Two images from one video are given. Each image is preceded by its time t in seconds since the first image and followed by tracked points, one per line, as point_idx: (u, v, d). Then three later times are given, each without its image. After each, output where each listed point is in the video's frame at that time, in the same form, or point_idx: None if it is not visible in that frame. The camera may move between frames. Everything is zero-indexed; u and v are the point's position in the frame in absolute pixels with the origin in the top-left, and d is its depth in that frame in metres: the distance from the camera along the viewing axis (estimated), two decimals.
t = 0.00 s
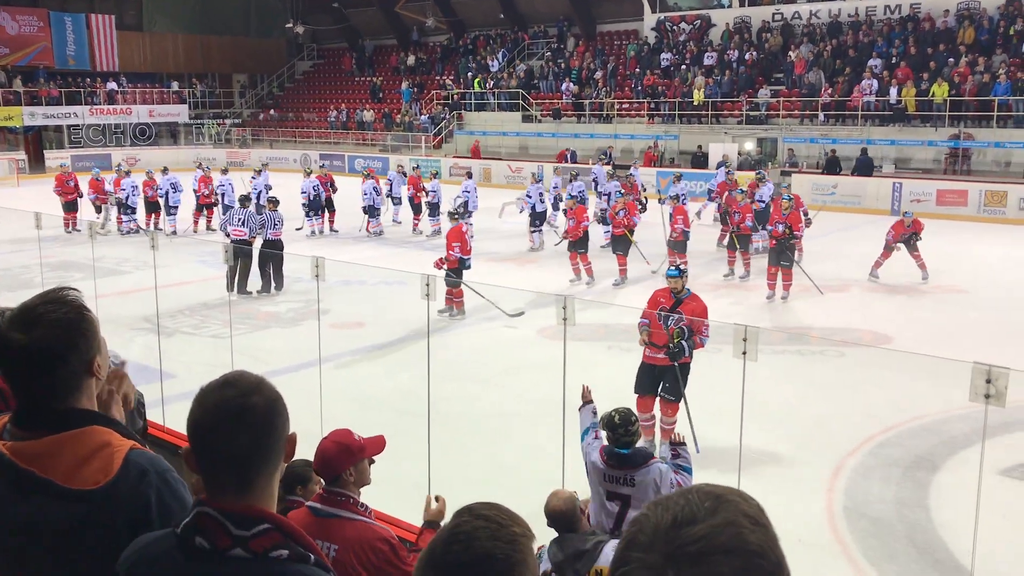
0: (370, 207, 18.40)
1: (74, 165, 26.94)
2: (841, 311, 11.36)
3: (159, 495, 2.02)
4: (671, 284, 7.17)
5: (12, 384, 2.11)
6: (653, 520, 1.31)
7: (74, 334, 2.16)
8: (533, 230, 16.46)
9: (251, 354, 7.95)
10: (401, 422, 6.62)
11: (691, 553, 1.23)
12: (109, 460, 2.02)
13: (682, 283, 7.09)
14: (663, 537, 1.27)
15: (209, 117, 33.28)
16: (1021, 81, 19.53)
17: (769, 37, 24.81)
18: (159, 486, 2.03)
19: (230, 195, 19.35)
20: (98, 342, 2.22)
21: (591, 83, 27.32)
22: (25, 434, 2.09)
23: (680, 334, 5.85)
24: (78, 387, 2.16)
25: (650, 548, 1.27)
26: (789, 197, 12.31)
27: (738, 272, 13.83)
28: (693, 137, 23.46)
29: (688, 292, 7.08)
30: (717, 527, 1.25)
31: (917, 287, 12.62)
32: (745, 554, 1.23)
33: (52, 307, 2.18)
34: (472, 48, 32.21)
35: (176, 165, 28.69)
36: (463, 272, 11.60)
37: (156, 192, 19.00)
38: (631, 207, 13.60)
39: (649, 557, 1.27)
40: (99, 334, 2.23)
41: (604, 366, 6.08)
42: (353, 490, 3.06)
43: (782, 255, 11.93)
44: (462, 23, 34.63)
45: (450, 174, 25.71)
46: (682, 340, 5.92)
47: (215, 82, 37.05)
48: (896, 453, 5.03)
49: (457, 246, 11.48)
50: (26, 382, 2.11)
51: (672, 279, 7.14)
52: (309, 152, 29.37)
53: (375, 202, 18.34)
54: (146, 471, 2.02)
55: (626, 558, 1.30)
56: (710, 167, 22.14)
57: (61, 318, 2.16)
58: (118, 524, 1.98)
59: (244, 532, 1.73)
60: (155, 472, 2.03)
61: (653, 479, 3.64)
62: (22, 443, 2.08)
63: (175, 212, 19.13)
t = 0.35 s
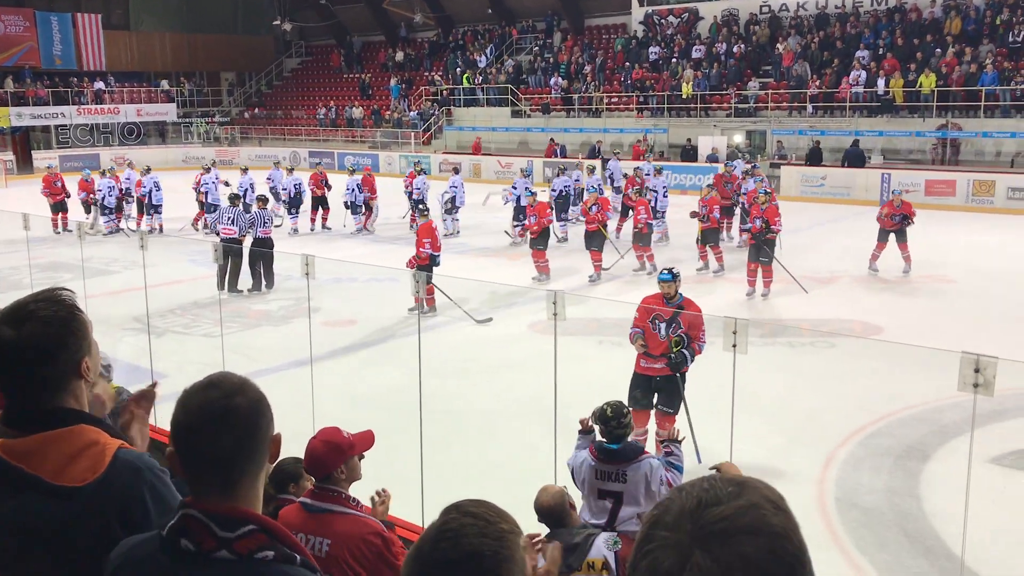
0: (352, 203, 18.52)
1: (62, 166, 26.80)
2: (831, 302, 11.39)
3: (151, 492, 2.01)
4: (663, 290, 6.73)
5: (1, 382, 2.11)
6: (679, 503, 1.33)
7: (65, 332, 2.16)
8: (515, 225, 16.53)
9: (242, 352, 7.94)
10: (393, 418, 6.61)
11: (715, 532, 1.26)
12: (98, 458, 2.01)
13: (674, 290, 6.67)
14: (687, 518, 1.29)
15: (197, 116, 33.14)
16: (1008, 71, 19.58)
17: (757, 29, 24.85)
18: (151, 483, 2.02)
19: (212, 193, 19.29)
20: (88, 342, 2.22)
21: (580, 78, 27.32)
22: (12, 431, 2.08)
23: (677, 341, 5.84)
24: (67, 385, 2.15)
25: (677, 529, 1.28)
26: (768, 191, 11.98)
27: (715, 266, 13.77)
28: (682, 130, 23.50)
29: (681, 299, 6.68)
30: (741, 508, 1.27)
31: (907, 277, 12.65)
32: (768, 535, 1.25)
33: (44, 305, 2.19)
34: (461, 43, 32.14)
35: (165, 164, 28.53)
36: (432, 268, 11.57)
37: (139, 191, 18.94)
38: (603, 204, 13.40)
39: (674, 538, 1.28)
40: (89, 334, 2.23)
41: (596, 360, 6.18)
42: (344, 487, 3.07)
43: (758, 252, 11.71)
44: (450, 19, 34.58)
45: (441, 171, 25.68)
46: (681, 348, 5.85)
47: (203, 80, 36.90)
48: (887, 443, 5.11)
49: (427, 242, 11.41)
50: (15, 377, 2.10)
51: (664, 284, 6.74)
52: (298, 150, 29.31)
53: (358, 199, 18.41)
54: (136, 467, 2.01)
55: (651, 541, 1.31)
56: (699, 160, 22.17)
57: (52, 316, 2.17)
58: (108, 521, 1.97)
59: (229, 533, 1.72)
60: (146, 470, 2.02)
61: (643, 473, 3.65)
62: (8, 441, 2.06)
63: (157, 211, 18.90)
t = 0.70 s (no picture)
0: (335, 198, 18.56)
1: (49, 164, 26.62)
2: (821, 293, 11.41)
3: (133, 487, 2.00)
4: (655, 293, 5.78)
5: None
6: (673, 479, 1.37)
7: (47, 325, 2.14)
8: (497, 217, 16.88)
9: (231, 349, 7.91)
10: (383, 413, 6.58)
11: (708, 501, 1.30)
12: (79, 452, 1.99)
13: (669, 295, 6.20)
14: (680, 491, 1.33)
15: (185, 113, 32.96)
16: (995, 62, 19.66)
17: (745, 22, 24.88)
18: (131, 478, 2.00)
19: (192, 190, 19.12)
20: (72, 334, 2.20)
21: (569, 71, 27.29)
22: None
23: (676, 347, 5.74)
24: (46, 378, 2.13)
25: (670, 498, 1.33)
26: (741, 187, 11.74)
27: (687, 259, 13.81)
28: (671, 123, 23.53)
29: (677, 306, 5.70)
30: (732, 480, 1.32)
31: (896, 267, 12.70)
32: (757, 506, 1.29)
33: (26, 297, 2.17)
34: (450, 38, 32.05)
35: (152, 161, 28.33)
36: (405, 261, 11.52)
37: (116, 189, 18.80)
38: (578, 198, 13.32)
39: (668, 509, 1.32)
40: (74, 327, 2.21)
41: (580, 353, 5.90)
42: (332, 480, 3.04)
43: (734, 250, 11.50)
44: (438, 13, 34.51)
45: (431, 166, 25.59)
46: (680, 355, 5.72)
47: (191, 76, 36.69)
48: (877, 433, 5.05)
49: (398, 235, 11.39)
50: None
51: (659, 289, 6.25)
52: (287, 146, 29.20)
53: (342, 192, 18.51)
54: (118, 461, 1.99)
55: (645, 513, 1.35)
56: (689, 154, 22.19)
57: (34, 308, 2.15)
58: (87, 516, 1.95)
59: (210, 529, 1.71)
60: (127, 463, 2.00)
61: (634, 463, 3.63)
62: None
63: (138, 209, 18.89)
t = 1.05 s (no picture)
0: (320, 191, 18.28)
1: (38, 157, 26.43)
2: (812, 291, 11.43)
3: (113, 488, 1.97)
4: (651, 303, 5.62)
5: None
6: (664, 467, 1.43)
7: (37, 318, 2.12)
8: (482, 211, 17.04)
9: (222, 344, 7.87)
10: (375, 409, 6.58)
11: (697, 488, 1.35)
12: (66, 449, 1.98)
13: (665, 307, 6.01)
14: (672, 479, 1.38)
15: (176, 106, 32.81)
16: (986, 60, 19.73)
17: (737, 18, 24.95)
18: (115, 477, 1.98)
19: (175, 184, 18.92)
20: (62, 327, 2.17)
21: (562, 67, 27.29)
22: None
23: (676, 362, 5.52)
24: (35, 373, 2.11)
25: (661, 485, 1.38)
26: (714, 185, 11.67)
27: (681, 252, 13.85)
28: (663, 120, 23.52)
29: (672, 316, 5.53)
30: (722, 469, 1.38)
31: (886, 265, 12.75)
32: (745, 493, 1.35)
33: (17, 288, 2.14)
34: (443, 33, 32.01)
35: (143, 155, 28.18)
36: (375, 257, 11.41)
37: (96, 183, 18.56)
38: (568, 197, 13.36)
39: (659, 496, 1.38)
40: (64, 320, 2.18)
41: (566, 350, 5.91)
42: (327, 476, 3.04)
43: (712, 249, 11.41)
44: (430, 7, 34.47)
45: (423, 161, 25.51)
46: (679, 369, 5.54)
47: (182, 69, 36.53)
48: (865, 430, 5.16)
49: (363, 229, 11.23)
50: None
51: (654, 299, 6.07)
52: (278, 140, 29.11)
53: (327, 186, 18.27)
54: (102, 460, 1.97)
55: (637, 499, 1.41)
56: (680, 150, 22.20)
57: (23, 299, 2.12)
58: (71, 513, 1.94)
59: (199, 526, 1.70)
60: (112, 463, 1.98)
61: (625, 460, 3.64)
62: None
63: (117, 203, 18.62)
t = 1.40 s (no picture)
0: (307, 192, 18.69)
1: (34, 152, 26.34)
2: (806, 298, 11.48)
3: (110, 486, 1.99)
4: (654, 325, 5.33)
5: None
6: (662, 469, 1.43)
7: (33, 315, 2.12)
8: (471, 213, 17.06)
9: (217, 342, 7.86)
10: (369, 410, 6.58)
11: (694, 487, 1.36)
12: (63, 447, 1.98)
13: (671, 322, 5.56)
14: (667, 479, 1.39)
15: (173, 103, 32.75)
16: (983, 71, 19.81)
17: (735, 26, 25.06)
18: (112, 475, 2.00)
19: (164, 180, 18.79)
20: (59, 325, 2.17)
21: (559, 71, 27.34)
22: None
23: (681, 387, 5.22)
24: (32, 370, 2.12)
25: (658, 485, 1.39)
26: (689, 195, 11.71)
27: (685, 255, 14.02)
28: (660, 125, 23.58)
29: (676, 336, 5.32)
30: (717, 470, 1.39)
31: (880, 274, 12.82)
32: (739, 495, 1.36)
33: (16, 286, 2.14)
34: (442, 34, 31.99)
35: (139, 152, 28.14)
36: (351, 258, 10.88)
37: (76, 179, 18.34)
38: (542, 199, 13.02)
39: (655, 496, 1.39)
40: (63, 319, 2.19)
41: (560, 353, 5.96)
42: (320, 477, 3.06)
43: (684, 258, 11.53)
44: (429, 9, 34.50)
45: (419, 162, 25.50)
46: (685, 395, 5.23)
47: (180, 67, 36.48)
48: (858, 438, 5.06)
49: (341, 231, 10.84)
50: None
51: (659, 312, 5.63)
52: (274, 139, 29.11)
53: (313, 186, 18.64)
54: (99, 459, 1.99)
55: (634, 498, 1.41)
56: (677, 156, 22.27)
57: (22, 297, 2.12)
58: (65, 511, 1.94)
59: (190, 524, 1.71)
60: (108, 462, 2.00)
61: (618, 465, 3.65)
62: None
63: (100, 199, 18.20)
